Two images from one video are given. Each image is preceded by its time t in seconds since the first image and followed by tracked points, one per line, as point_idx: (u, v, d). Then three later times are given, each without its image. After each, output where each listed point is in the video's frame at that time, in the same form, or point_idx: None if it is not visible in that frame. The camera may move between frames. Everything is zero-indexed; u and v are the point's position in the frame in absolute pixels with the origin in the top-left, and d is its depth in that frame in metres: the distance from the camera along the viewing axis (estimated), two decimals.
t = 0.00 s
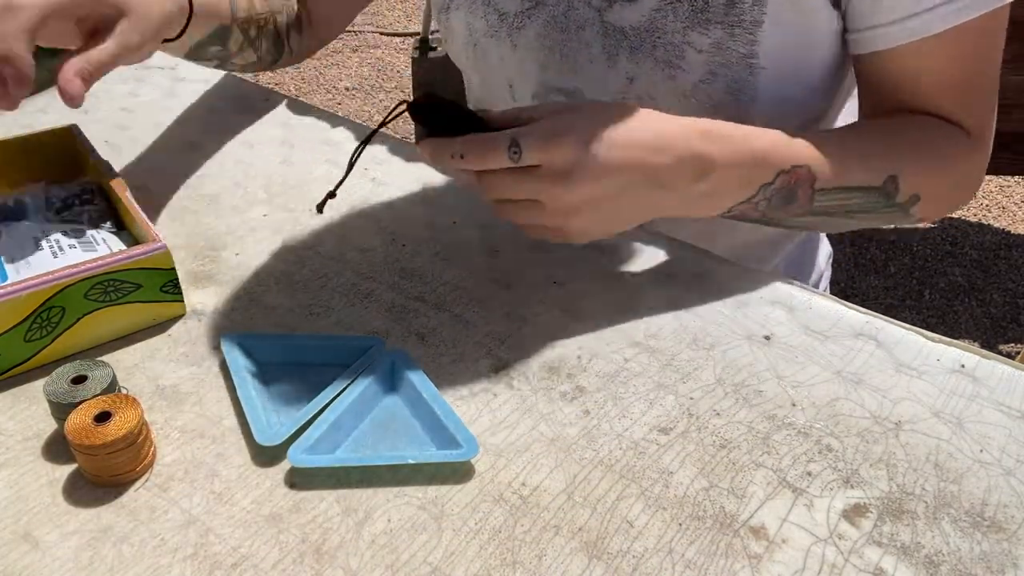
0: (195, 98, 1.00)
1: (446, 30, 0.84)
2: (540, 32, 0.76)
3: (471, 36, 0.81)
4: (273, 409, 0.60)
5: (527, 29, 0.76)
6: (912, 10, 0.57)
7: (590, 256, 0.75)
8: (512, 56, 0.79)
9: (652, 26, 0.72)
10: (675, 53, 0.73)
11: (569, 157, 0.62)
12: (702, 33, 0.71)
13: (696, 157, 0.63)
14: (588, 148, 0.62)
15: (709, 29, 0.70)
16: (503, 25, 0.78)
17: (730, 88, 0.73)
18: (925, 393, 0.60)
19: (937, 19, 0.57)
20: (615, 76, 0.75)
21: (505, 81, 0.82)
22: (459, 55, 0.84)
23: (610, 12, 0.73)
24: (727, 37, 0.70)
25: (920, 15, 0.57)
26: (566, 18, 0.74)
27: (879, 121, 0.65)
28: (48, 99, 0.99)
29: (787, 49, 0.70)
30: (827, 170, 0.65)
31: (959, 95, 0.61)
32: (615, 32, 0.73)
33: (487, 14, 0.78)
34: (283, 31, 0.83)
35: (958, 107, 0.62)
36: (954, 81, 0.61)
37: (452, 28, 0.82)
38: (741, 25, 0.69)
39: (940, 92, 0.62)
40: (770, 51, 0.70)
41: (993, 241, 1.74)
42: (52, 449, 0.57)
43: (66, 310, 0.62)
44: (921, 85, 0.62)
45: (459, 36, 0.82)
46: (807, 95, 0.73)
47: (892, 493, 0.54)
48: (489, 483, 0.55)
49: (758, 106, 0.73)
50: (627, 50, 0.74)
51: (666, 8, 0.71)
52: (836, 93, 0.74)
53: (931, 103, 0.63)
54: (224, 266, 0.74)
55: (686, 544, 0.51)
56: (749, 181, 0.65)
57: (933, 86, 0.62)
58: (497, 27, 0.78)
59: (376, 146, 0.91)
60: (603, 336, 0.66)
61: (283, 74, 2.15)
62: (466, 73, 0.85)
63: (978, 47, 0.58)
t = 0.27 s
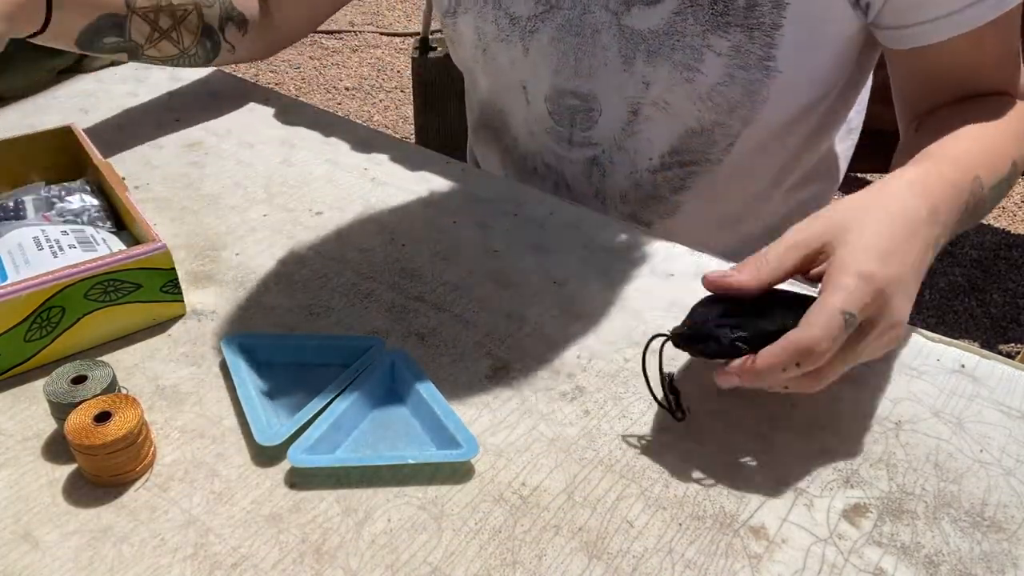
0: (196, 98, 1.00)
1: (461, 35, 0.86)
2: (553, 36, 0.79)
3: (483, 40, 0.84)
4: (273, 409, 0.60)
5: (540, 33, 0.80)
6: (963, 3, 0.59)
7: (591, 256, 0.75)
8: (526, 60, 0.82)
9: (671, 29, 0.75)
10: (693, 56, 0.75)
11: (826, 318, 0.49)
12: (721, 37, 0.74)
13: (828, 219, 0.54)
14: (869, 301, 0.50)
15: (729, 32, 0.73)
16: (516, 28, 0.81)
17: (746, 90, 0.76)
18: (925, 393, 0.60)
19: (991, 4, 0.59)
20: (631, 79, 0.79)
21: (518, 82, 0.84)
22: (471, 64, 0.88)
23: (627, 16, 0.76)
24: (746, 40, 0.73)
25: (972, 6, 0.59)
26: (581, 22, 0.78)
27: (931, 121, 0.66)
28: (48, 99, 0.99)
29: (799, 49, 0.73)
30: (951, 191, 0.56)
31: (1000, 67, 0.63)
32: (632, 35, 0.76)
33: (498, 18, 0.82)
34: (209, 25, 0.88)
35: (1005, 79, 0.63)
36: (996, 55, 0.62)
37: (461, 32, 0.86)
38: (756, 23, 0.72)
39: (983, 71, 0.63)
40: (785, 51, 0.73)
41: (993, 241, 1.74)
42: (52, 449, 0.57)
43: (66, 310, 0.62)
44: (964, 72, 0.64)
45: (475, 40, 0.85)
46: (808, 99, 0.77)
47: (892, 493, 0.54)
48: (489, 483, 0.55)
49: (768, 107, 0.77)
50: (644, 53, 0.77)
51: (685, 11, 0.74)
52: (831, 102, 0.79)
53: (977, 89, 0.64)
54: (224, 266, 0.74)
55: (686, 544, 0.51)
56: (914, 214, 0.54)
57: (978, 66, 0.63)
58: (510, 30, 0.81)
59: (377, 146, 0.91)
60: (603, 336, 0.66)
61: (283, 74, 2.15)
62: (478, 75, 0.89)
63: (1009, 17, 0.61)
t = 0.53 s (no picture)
0: (196, 98, 1.00)
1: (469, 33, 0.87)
2: (559, 35, 0.79)
3: (489, 38, 0.85)
4: (273, 409, 0.59)
5: (547, 32, 0.79)
6: (975, 11, 0.60)
7: (591, 256, 0.75)
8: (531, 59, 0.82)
9: (677, 32, 0.75)
10: (699, 59, 0.75)
11: (870, 358, 0.50)
12: (727, 41, 0.74)
13: (837, 269, 0.56)
14: (902, 334, 0.51)
15: (735, 37, 0.73)
16: (523, 26, 0.81)
17: (750, 94, 0.76)
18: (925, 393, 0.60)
19: (1001, 16, 0.59)
20: (636, 80, 0.79)
21: (523, 82, 0.84)
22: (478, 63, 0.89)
23: (635, 17, 0.76)
24: (751, 45, 0.73)
25: (981, 17, 0.60)
26: (588, 22, 0.78)
27: (931, 136, 0.68)
28: (48, 98, 0.99)
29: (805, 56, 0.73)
30: (957, 212, 0.58)
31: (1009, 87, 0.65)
32: (639, 37, 0.76)
33: (506, 15, 0.82)
34: (224, 17, 0.88)
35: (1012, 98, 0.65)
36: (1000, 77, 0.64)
37: (468, 28, 0.86)
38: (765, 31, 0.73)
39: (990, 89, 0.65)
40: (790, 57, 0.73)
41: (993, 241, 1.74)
42: (52, 449, 0.57)
43: (66, 311, 0.62)
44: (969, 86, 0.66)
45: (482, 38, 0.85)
46: (813, 104, 0.78)
47: (892, 493, 0.54)
48: (489, 483, 0.55)
49: (773, 111, 0.77)
50: (650, 55, 0.77)
51: (693, 14, 0.74)
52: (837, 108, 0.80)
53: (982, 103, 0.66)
54: (224, 265, 0.74)
55: (686, 544, 0.51)
56: (924, 236, 0.56)
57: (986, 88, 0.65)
58: (517, 28, 0.81)
59: (377, 146, 0.91)
60: (603, 336, 0.66)
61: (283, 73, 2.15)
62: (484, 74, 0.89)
63: None
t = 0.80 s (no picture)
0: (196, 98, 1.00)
1: (473, 30, 0.87)
2: (561, 33, 0.79)
3: (492, 35, 0.85)
4: (273, 409, 0.59)
5: (550, 29, 0.79)
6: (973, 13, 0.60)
7: (591, 257, 0.75)
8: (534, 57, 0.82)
9: (678, 31, 0.75)
10: (699, 58, 0.75)
11: (873, 319, 0.50)
12: (728, 41, 0.74)
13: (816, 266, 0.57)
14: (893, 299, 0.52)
15: (735, 36, 0.73)
16: (526, 24, 0.81)
17: (749, 94, 0.76)
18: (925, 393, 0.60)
19: (1000, 16, 0.59)
20: (638, 78, 0.79)
21: (525, 79, 0.85)
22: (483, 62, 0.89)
23: (636, 16, 0.76)
24: (751, 45, 0.73)
25: (979, 18, 0.60)
26: (590, 20, 0.78)
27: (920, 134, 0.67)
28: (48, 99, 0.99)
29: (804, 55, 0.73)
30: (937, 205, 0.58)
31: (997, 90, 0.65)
32: (640, 35, 0.76)
33: (509, 13, 0.82)
34: (265, 26, 0.89)
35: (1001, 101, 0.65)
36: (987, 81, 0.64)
37: (473, 25, 0.86)
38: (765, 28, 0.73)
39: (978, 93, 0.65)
40: (789, 56, 0.73)
41: (994, 241, 1.74)
42: (52, 449, 0.57)
43: (66, 311, 0.62)
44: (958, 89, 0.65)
45: (486, 38, 0.85)
46: (812, 104, 0.78)
47: (892, 493, 0.54)
48: (489, 483, 0.55)
49: (773, 111, 0.77)
50: (651, 53, 0.77)
51: (694, 13, 0.74)
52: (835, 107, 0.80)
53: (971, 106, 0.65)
54: (224, 265, 0.74)
55: (686, 544, 0.51)
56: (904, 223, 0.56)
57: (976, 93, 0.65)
58: (520, 26, 0.81)
59: (377, 146, 0.91)
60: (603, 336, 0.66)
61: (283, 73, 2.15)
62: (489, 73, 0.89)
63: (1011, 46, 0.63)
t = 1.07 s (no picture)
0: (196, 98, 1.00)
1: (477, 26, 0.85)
2: (567, 28, 0.77)
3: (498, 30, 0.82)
4: (273, 408, 0.59)
5: (556, 25, 0.77)
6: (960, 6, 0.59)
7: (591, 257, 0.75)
8: (539, 52, 0.79)
9: (683, 26, 0.74)
10: (703, 54, 0.74)
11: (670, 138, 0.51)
12: (731, 36, 0.73)
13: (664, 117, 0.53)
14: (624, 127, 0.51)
15: (739, 32, 0.73)
16: (531, 19, 0.78)
17: (753, 90, 0.75)
18: (925, 393, 0.60)
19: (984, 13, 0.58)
20: (641, 73, 0.76)
21: (529, 76, 0.82)
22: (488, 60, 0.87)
23: (641, 11, 0.74)
24: (754, 40, 0.73)
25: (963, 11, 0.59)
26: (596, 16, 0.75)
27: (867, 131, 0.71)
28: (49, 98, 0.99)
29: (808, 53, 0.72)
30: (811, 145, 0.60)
31: (953, 113, 0.66)
32: (645, 31, 0.75)
33: (516, 8, 0.79)
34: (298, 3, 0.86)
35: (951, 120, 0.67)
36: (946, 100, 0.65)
37: (479, 20, 0.83)
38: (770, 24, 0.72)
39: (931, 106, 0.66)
40: (792, 52, 0.73)
41: (993, 241, 1.74)
42: (52, 449, 0.57)
43: (66, 311, 0.62)
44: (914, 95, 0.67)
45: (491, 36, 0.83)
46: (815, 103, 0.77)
47: (892, 492, 0.54)
48: (489, 483, 0.55)
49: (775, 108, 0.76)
50: (656, 48, 0.75)
51: (698, 9, 0.73)
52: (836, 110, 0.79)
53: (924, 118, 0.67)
54: (224, 265, 0.74)
55: (686, 544, 0.51)
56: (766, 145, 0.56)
57: (931, 101, 0.66)
58: (525, 21, 0.79)
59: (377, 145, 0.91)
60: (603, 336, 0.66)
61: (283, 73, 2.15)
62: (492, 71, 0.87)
63: (975, 72, 0.63)
